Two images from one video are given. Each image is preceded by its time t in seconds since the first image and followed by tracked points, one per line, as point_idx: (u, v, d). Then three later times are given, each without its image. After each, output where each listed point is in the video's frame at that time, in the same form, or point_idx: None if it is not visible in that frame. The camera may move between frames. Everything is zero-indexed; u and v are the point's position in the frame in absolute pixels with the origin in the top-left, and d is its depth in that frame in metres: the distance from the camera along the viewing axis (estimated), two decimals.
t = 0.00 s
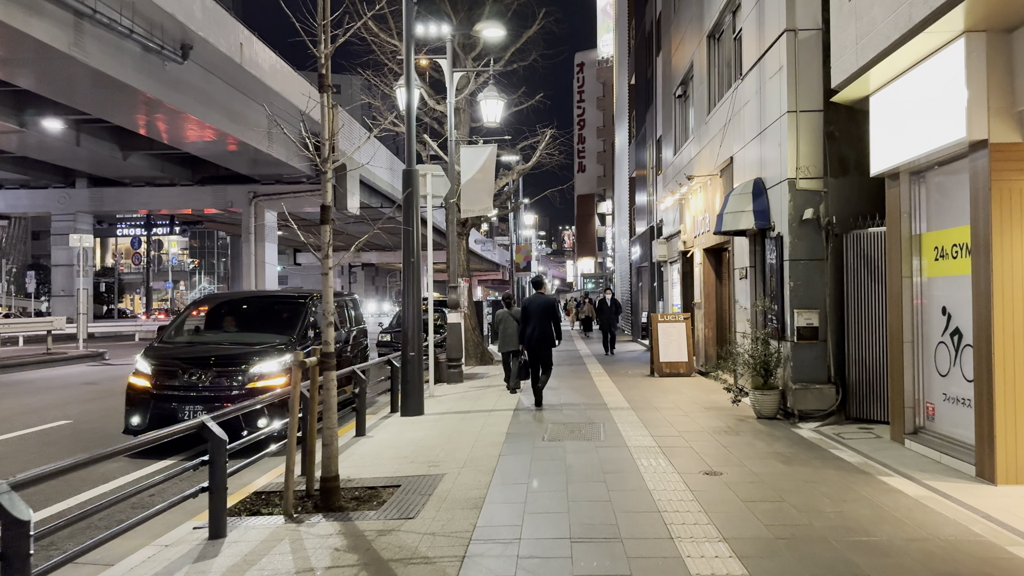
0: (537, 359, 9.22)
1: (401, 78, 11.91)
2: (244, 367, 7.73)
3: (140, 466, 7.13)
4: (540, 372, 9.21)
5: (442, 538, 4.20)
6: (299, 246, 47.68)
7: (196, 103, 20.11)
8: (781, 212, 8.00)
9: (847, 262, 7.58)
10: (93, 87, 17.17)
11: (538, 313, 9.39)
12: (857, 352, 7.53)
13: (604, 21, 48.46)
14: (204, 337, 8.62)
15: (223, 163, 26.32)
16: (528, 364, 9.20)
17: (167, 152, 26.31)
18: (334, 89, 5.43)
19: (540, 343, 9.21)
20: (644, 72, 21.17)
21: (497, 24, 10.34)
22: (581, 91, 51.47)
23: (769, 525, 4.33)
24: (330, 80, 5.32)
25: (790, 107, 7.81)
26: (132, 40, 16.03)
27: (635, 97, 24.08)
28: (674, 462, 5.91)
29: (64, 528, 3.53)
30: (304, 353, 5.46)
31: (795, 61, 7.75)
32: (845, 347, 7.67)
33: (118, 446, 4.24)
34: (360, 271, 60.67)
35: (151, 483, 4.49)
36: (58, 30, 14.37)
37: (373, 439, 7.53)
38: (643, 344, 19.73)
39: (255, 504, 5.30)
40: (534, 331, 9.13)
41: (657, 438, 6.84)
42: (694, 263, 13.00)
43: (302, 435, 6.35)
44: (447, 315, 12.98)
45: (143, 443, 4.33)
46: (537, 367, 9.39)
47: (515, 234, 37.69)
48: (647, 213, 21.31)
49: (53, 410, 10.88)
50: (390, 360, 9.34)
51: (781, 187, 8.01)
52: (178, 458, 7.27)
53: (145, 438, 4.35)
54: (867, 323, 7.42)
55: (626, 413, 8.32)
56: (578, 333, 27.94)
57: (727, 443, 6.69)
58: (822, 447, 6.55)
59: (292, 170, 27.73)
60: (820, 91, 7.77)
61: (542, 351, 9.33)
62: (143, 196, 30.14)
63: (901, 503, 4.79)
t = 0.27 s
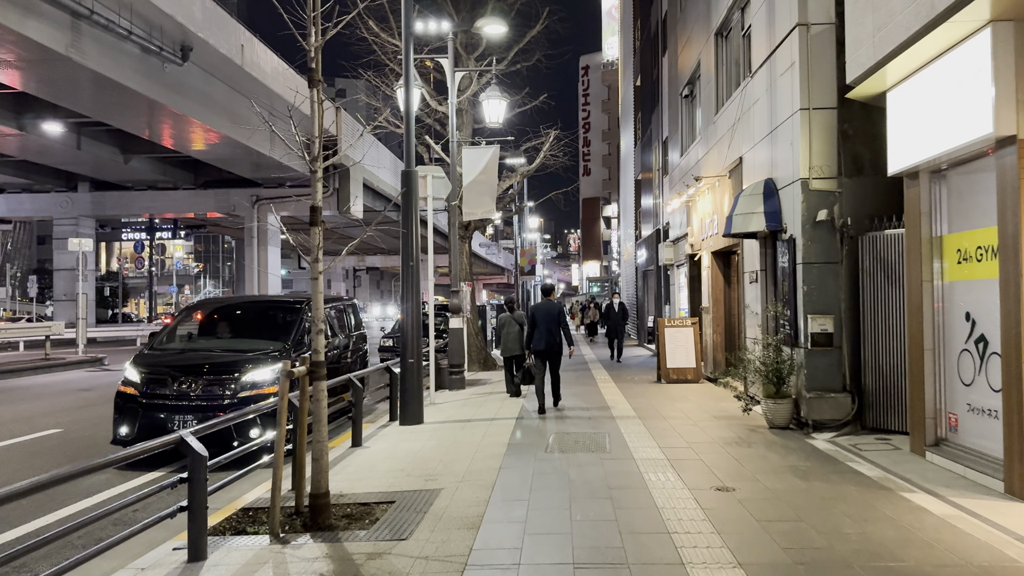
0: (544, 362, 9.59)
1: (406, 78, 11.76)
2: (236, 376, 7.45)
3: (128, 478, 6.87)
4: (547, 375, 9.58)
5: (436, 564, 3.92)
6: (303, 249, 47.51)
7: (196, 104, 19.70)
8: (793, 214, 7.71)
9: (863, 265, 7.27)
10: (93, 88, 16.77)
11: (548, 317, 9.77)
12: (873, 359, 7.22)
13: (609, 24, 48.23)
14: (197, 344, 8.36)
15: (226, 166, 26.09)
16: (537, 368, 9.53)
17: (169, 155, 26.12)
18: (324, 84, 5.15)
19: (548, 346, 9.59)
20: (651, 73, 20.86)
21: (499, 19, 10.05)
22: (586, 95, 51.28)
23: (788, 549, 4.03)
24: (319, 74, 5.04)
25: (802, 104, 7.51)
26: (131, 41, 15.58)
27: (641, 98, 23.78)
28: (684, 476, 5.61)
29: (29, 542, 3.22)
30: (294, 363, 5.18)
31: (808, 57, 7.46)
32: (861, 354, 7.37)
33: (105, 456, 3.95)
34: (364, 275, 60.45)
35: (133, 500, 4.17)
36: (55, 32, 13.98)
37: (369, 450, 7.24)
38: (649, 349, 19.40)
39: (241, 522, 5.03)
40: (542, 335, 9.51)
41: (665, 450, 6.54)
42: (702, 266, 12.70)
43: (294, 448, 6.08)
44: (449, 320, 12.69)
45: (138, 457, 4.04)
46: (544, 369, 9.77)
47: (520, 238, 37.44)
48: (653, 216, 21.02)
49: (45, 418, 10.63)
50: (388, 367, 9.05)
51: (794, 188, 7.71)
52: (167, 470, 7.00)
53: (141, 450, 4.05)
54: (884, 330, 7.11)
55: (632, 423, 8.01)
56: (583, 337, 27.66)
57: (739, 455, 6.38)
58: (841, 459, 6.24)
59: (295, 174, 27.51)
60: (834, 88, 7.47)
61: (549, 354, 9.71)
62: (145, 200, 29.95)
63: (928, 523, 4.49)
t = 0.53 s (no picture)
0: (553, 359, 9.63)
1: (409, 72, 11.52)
2: (232, 376, 7.22)
3: (120, 483, 6.64)
4: (555, 371, 9.65)
5: None
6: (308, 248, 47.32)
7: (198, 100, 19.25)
8: (808, 208, 7.43)
9: (882, 260, 6.99)
10: (92, 85, 16.37)
11: (560, 314, 9.66)
12: (893, 358, 6.93)
13: (614, 21, 47.97)
14: (193, 345, 8.09)
15: (230, 164, 25.86)
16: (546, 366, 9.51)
17: (172, 153, 25.93)
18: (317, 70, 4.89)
19: (559, 344, 9.61)
20: (658, 68, 20.56)
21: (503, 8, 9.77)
22: (592, 92, 50.97)
23: (813, 563, 3.75)
24: (312, 59, 4.78)
25: (818, 93, 7.22)
26: (130, 37, 15.11)
27: (648, 94, 23.48)
28: (697, 482, 5.34)
29: None
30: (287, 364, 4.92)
31: (824, 44, 7.18)
32: (880, 353, 7.08)
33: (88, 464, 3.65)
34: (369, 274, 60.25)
35: (123, 509, 3.87)
36: (51, 27, 13.57)
37: (369, 453, 6.99)
38: (657, 348, 19.11)
39: (232, 531, 4.79)
40: (553, 332, 9.52)
41: (677, 453, 6.27)
42: (712, 263, 12.41)
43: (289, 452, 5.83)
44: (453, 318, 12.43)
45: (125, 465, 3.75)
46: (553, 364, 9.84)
47: (526, 236, 37.18)
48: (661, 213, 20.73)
49: (41, 420, 10.41)
50: (390, 367, 8.80)
51: (810, 180, 7.42)
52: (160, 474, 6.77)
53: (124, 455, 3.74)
54: (905, 328, 6.82)
55: (642, 425, 7.73)
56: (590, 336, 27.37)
57: (755, 459, 6.09)
58: (862, 463, 5.95)
59: (299, 172, 27.30)
60: (852, 76, 7.18)
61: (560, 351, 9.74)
62: (149, 198, 29.78)
63: (960, 533, 4.20)
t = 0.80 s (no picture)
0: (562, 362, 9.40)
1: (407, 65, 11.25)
2: (224, 381, 6.94)
3: (107, 493, 6.38)
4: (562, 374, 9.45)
5: None
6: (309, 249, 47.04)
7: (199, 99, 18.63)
8: (823, 203, 7.14)
9: (901, 257, 6.70)
10: (88, 85, 15.68)
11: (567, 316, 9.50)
12: (912, 360, 6.64)
13: (617, 20, 47.76)
14: (185, 347, 7.83)
15: (230, 164, 25.56)
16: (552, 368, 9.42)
17: (171, 152, 25.66)
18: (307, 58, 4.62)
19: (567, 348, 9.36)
20: (662, 65, 20.27)
21: None
22: (594, 90, 50.72)
23: None
24: (302, 45, 4.51)
25: (833, 83, 6.93)
26: (127, 34, 14.38)
27: (652, 91, 23.21)
28: (711, 492, 5.05)
29: None
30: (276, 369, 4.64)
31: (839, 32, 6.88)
32: (899, 354, 6.79)
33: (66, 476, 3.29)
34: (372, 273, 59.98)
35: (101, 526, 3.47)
36: (44, 24, 12.81)
37: (366, 460, 6.70)
38: (662, 348, 18.82)
39: (218, 547, 4.51)
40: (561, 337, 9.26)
41: (687, 460, 5.98)
42: (720, 261, 12.11)
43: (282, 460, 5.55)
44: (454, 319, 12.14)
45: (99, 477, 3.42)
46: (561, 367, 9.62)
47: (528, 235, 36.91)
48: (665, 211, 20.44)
49: (31, 424, 10.12)
50: (389, 369, 8.53)
51: (825, 174, 7.12)
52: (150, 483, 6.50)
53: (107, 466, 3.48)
54: (926, 328, 6.53)
55: (650, 429, 7.44)
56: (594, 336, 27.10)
57: (771, 467, 5.80)
58: (882, 470, 5.66)
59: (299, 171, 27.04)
60: (869, 64, 6.88)
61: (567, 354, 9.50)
62: (148, 198, 29.51)
63: (997, 548, 3.92)
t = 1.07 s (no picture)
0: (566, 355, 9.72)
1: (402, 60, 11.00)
2: (212, 384, 6.68)
3: (86, 502, 6.11)
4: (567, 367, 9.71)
5: None
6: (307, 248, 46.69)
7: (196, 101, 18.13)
8: (832, 198, 6.88)
9: (914, 254, 6.43)
10: (80, 83, 15.17)
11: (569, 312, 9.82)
12: (927, 361, 6.37)
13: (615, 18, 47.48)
14: (171, 350, 7.55)
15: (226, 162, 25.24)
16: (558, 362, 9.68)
17: (166, 151, 25.36)
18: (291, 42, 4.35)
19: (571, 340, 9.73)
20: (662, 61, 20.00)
21: None
22: (593, 89, 50.46)
23: None
24: (285, 29, 4.24)
25: (843, 74, 6.66)
26: (117, 29, 13.82)
27: (652, 88, 22.93)
28: (720, 502, 4.78)
29: None
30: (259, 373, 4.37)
31: (849, 21, 6.61)
32: (912, 355, 6.52)
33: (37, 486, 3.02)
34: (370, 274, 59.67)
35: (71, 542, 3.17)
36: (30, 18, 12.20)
37: (358, 467, 6.43)
38: (664, 348, 18.55)
39: (196, 563, 4.24)
40: (565, 328, 9.66)
41: (694, 467, 5.71)
42: (723, 260, 11.85)
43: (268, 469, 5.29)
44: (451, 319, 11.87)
45: (67, 489, 3.14)
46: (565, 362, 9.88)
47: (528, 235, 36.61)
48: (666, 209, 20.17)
49: (15, 428, 9.83)
50: (383, 372, 8.26)
51: (834, 168, 6.85)
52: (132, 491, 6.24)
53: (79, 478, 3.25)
54: (941, 328, 6.25)
55: (653, 433, 7.17)
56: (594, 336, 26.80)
57: (781, 474, 5.53)
58: (898, 478, 5.40)
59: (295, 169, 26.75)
60: (880, 53, 6.60)
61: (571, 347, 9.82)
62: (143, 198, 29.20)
63: None
